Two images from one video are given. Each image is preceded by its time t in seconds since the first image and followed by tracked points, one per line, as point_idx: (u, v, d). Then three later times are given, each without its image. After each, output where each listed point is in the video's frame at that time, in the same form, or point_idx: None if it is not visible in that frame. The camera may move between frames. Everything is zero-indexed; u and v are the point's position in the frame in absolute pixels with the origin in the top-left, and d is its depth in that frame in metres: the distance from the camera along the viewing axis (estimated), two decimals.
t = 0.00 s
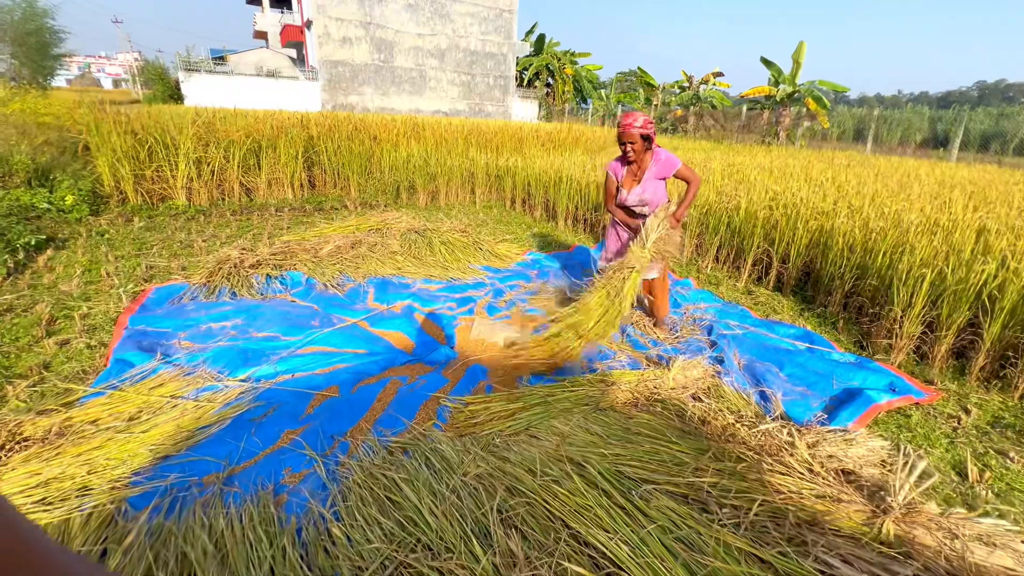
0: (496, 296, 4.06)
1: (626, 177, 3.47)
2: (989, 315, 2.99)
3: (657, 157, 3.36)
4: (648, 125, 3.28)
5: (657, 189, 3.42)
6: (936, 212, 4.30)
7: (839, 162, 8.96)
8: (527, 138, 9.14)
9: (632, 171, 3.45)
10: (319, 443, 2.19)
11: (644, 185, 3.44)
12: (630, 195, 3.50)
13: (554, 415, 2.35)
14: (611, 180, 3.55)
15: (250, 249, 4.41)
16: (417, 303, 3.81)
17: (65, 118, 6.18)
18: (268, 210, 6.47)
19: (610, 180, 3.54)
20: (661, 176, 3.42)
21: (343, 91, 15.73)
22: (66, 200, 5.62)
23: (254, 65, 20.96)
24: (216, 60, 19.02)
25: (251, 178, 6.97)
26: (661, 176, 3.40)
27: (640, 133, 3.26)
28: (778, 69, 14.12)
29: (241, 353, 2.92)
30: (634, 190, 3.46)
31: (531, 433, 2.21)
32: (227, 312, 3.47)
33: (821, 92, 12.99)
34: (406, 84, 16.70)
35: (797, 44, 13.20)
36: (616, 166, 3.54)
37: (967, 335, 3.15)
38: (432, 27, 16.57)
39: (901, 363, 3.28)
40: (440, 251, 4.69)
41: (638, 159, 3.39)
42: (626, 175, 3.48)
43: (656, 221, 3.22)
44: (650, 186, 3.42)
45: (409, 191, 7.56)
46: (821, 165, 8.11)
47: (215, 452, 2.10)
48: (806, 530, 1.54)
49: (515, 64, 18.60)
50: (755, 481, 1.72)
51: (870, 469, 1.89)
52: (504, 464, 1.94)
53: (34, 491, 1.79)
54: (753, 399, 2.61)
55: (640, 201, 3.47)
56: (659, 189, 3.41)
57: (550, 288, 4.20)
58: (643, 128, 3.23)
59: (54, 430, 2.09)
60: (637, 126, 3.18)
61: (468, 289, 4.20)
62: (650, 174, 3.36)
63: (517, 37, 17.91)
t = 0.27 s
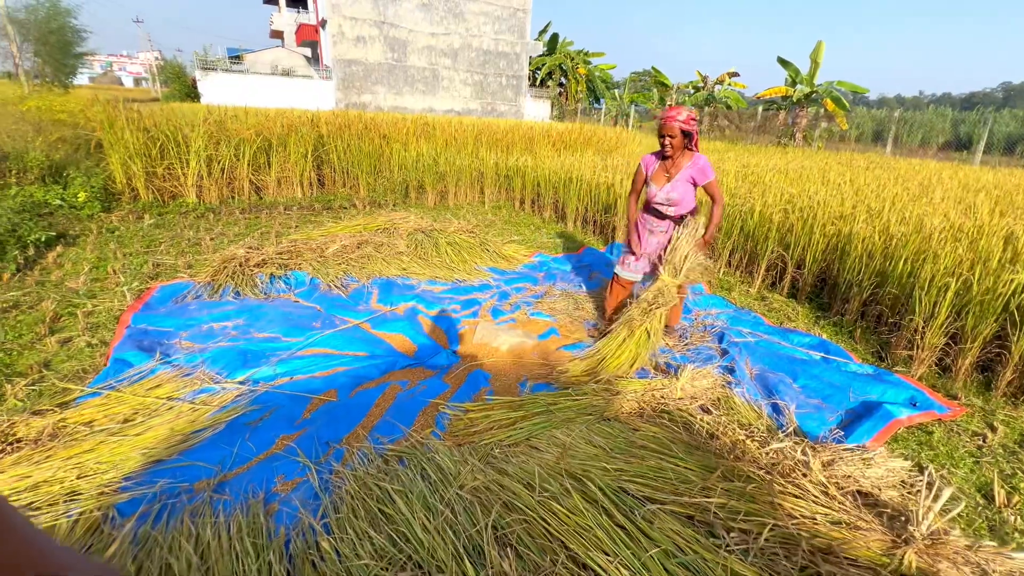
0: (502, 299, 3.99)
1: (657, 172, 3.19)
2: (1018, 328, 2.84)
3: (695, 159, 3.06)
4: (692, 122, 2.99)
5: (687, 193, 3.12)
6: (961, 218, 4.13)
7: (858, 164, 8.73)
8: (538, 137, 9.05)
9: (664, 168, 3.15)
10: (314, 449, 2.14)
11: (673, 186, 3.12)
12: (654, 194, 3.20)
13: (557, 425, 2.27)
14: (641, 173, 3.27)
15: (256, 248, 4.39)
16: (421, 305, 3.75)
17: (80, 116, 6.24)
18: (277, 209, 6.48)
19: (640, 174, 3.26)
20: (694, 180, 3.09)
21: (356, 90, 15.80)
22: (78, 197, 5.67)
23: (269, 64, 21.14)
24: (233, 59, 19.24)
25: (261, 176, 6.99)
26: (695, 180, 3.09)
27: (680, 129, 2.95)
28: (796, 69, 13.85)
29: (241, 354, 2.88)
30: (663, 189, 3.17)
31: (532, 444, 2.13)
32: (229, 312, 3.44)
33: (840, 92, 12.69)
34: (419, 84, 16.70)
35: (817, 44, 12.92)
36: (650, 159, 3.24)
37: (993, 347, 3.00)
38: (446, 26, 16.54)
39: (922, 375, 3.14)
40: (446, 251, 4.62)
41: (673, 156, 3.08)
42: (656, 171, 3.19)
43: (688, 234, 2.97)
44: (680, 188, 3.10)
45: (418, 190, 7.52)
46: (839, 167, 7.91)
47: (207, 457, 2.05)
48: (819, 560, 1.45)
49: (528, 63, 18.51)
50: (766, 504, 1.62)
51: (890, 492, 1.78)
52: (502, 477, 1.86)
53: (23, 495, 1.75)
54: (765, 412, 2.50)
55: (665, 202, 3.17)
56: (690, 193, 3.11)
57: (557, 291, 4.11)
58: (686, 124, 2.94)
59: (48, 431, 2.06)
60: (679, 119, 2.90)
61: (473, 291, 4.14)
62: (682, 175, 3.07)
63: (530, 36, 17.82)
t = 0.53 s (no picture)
0: (502, 301, 3.92)
1: (682, 164, 3.07)
2: None
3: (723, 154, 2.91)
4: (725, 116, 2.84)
5: (709, 188, 2.98)
6: (983, 219, 3.95)
7: (877, 163, 8.47)
8: (548, 137, 8.96)
9: (689, 160, 3.02)
10: (299, 455, 2.10)
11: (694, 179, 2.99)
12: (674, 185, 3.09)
13: (548, 433, 2.20)
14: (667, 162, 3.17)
15: (259, 247, 4.39)
16: (420, 307, 3.70)
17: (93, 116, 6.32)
18: (284, 209, 6.50)
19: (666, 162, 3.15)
20: (718, 177, 2.94)
21: (369, 90, 15.88)
22: (90, 196, 5.74)
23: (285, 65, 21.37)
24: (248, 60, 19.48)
25: (269, 176, 7.03)
26: (719, 176, 2.95)
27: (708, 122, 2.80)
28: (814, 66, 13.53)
29: (234, 355, 2.86)
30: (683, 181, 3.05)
31: (521, 453, 2.06)
32: (227, 312, 3.43)
33: (860, 90, 12.35)
34: (431, 83, 16.71)
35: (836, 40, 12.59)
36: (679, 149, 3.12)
37: (1016, 357, 2.84)
38: (458, 26, 16.52)
39: (938, 385, 3.00)
40: (448, 252, 4.57)
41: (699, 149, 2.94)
42: (681, 162, 3.07)
43: (706, 235, 2.89)
44: (701, 182, 2.96)
45: (425, 190, 7.49)
46: (857, 167, 7.68)
47: (191, 462, 2.02)
48: None
49: (541, 62, 18.40)
50: (761, 523, 1.53)
51: (897, 513, 1.67)
52: (487, 489, 1.80)
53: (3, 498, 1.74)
54: (769, 423, 2.39)
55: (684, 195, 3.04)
56: (712, 189, 2.98)
57: (559, 293, 4.03)
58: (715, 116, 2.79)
59: (35, 433, 2.05)
60: (707, 111, 2.76)
61: (474, 293, 4.08)
62: (705, 170, 2.93)
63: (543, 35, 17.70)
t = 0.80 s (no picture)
0: (502, 300, 3.88)
1: (689, 154, 2.98)
2: None
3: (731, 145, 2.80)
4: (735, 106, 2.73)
5: (714, 180, 2.89)
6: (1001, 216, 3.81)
7: (893, 159, 8.27)
8: (555, 134, 8.89)
9: (697, 151, 2.93)
10: (288, 456, 2.08)
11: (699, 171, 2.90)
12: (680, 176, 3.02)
13: (542, 435, 2.15)
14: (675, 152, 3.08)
15: (261, 246, 4.40)
16: (419, 306, 3.68)
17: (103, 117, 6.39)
18: (290, 208, 6.52)
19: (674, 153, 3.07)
20: (723, 169, 2.84)
21: (378, 90, 15.94)
22: (99, 197, 5.81)
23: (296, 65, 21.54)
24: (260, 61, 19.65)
25: (276, 175, 7.07)
26: (726, 168, 2.84)
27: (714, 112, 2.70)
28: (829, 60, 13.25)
29: (231, 354, 2.85)
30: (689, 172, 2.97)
31: (513, 455, 2.02)
32: (226, 312, 3.43)
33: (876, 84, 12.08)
34: (440, 82, 16.71)
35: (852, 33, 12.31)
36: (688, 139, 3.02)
37: None
38: (467, 24, 16.47)
39: (951, 388, 2.89)
40: (450, 251, 4.54)
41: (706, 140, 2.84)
42: (688, 153, 2.98)
43: (706, 231, 2.82)
44: (706, 174, 2.87)
45: (430, 189, 7.47)
46: (871, 162, 7.49)
47: (180, 462, 2.02)
48: None
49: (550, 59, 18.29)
50: (755, 532, 1.47)
51: (902, 523, 1.59)
52: (474, 493, 1.75)
53: None
54: (772, 426, 2.32)
55: (689, 187, 2.96)
56: (717, 181, 2.88)
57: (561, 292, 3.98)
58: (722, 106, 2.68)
59: (27, 432, 2.05)
60: (712, 101, 2.65)
61: (474, 292, 4.04)
62: (710, 161, 2.84)
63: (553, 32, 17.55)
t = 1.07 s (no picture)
0: (507, 298, 3.87)
1: (687, 148, 2.95)
2: None
3: (728, 138, 2.76)
4: (732, 98, 2.69)
5: (711, 173, 2.85)
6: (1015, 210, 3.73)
7: (905, 153, 8.14)
8: (561, 131, 8.85)
9: (694, 145, 2.89)
10: (292, 454, 2.09)
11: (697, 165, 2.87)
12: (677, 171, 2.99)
13: (544, 433, 2.14)
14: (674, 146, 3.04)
15: (268, 245, 4.42)
16: (423, 305, 3.68)
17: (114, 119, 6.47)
18: (297, 208, 6.57)
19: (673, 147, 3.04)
20: (720, 163, 2.80)
21: (385, 90, 15.99)
22: (110, 198, 5.88)
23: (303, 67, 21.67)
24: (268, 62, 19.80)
25: (283, 175, 7.11)
26: (722, 161, 2.79)
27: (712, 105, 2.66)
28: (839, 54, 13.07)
29: (236, 353, 2.87)
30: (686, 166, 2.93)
31: (515, 453, 2.01)
32: (233, 311, 3.45)
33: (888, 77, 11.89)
34: (446, 81, 16.71)
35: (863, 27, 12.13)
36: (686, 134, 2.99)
37: None
38: (473, 23, 16.43)
39: (963, 385, 2.83)
40: (455, 249, 4.53)
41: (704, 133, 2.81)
42: (686, 147, 2.94)
43: (706, 226, 2.78)
44: (702, 168, 2.84)
45: (436, 187, 7.48)
46: (882, 157, 7.38)
47: (185, 459, 2.03)
48: None
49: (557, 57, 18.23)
50: (758, 531, 1.46)
51: (910, 523, 1.56)
52: (476, 490, 1.75)
53: None
54: (778, 424, 2.29)
55: (687, 181, 2.93)
56: (714, 174, 2.84)
57: (566, 290, 3.96)
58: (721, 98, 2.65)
59: (36, 429, 2.08)
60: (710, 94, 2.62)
61: (479, 290, 4.04)
62: (707, 154, 2.80)
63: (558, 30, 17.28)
